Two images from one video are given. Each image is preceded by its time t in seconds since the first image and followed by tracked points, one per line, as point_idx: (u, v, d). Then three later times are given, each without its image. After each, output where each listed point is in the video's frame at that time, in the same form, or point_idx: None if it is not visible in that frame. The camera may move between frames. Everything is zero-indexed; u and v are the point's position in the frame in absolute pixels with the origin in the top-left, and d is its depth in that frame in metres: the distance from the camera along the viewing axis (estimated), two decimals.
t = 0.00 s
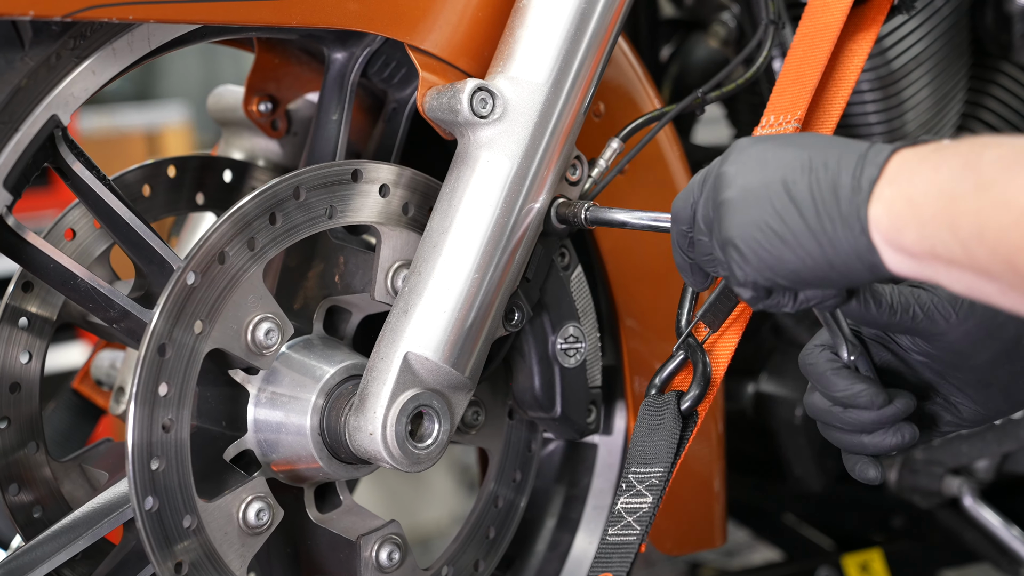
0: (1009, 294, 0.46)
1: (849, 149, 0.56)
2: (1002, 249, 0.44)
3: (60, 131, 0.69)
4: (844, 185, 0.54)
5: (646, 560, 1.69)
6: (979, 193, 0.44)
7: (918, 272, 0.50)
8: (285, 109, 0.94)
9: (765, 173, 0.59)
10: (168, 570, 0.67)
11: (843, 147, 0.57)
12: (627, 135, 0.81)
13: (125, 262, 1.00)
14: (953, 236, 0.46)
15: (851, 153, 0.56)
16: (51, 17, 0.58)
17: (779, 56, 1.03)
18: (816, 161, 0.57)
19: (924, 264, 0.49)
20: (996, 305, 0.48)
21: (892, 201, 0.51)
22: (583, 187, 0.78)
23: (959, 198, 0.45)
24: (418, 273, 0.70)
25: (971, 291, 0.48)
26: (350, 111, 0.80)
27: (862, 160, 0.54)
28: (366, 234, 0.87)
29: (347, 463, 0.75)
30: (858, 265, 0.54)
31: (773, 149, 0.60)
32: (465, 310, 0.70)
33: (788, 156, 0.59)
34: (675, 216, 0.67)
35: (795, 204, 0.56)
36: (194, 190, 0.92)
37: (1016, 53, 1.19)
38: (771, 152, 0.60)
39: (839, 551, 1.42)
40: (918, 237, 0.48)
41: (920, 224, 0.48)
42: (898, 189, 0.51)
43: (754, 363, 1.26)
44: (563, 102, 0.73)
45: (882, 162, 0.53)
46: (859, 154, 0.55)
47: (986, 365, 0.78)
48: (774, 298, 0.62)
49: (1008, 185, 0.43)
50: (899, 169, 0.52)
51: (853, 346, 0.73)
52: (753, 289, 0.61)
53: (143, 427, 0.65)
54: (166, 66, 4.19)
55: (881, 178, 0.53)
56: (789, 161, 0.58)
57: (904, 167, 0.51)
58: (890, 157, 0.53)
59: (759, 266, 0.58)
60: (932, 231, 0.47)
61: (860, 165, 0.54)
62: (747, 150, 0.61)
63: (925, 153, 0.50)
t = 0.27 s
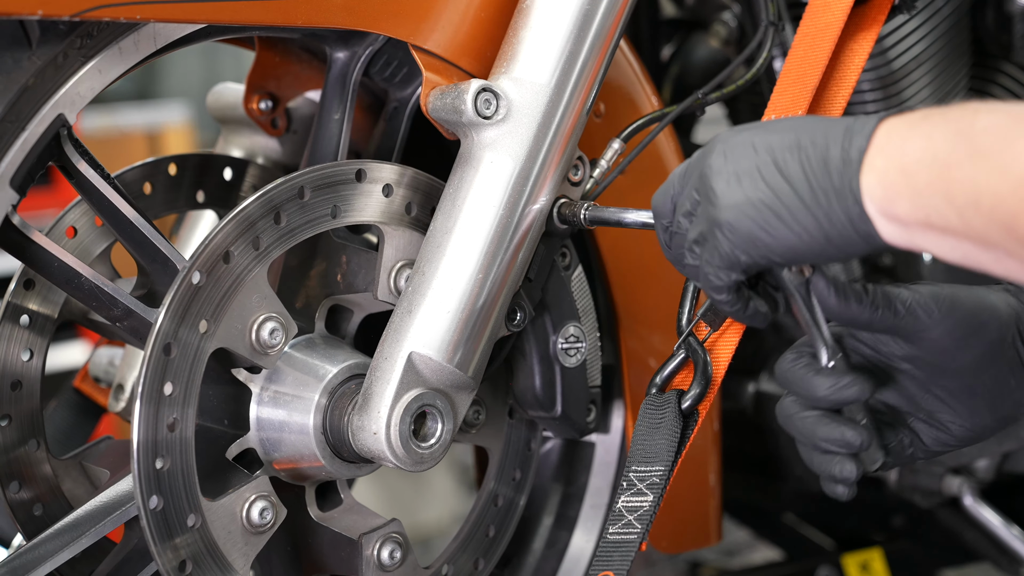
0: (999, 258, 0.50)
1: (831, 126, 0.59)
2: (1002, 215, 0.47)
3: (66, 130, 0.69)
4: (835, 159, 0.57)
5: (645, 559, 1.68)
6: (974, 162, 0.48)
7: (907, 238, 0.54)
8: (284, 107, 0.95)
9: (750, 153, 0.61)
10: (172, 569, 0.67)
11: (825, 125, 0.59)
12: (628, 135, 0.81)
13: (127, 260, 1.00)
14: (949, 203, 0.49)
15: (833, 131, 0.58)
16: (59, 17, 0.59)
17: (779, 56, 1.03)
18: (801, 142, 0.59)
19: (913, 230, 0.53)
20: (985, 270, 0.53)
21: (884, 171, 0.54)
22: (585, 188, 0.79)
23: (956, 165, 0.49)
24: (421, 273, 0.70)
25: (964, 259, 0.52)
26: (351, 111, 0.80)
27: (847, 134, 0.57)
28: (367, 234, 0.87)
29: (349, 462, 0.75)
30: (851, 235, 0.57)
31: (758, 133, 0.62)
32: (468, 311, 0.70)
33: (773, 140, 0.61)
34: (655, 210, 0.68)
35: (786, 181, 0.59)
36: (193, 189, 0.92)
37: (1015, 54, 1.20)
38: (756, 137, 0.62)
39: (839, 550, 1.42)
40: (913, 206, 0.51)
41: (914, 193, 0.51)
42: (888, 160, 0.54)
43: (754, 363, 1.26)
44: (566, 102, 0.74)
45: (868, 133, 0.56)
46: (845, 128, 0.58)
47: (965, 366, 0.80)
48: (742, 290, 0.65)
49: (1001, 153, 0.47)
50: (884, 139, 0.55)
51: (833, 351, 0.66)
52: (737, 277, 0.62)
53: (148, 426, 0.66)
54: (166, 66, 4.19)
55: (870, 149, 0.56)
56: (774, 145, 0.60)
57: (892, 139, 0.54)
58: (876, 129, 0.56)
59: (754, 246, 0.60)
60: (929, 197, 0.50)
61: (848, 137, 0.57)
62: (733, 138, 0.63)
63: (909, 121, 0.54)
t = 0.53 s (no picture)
0: (978, 248, 0.50)
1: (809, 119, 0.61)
2: (982, 207, 0.47)
3: (65, 131, 0.69)
4: (812, 146, 0.59)
5: (645, 560, 1.68)
6: (954, 149, 0.48)
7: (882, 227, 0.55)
8: (286, 109, 0.95)
9: (731, 139, 0.63)
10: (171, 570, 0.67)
11: (804, 118, 0.61)
12: (629, 135, 0.81)
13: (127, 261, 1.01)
14: (927, 191, 0.49)
15: (812, 123, 0.60)
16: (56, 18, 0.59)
17: (779, 56, 1.03)
18: (780, 134, 0.61)
19: (889, 219, 0.53)
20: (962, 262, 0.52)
21: (861, 158, 0.55)
22: (585, 188, 0.79)
23: (933, 153, 0.49)
24: (420, 272, 0.70)
25: (942, 250, 0.52)
26: (351, 112, 0.80)
27: (825, 127, 0.59)
28: (368, 234, 0.87)
29: (349, 462, 0.75)
30: (826, 222, 0.59)
31: (737, 126, 0.64)
32: (467, 311, 0.70)
33: (753, 132, 0.63)
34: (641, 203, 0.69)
35: (765, 166, 0.61)
36: (195, 190, 0.92)
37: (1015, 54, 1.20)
38: (736, 129, 0.64)
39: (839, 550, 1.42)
40: (891, 196, 0.52)
41: (894, 183, 0.51)
42: (868, 151, 0.54)
43: (754, 363, 1.26)
44: (565, 103, 0.74)
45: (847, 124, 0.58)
46: (823, 120, 0.60)
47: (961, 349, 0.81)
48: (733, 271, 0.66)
49: (981, 140, 0.47)
50: (861, 130, 0.56)
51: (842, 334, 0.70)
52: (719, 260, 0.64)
53: (146, 427, 0.66)
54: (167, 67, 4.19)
55: (848, 138, 0.57)
56: (753, 137, 0.62)
57: (870, 128, 0.55)
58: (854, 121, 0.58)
59: (730, 229, 0.62)
60: (908, 187, 0.50)
61: (826, 129, 0.59)
62: (713, 128, 0.65)
63: (887, 114, 0.55)
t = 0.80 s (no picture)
0: (963, 205, 0.51)
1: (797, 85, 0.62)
2: (970, 156, 0.48)
3: (50, 129, 0.68)
4: (801, 103, 0.60)
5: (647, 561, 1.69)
6: (944, 107, 0.49)
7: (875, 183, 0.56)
8: (295, 114, 0.96)
9: (722, 108, 0.65)
10: (161, 568, 0.67)
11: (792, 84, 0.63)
12: (631, 126, 0.82)
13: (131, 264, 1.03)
14: (919, 146, 0.50)
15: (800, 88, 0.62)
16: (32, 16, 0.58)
17: (780, 59, 1.03)
18: (768, 101, 0.63)
19: (881, 178, 0.54)
20: (949, 219, 0.54)
21: (851, 113, 0.56)
22: (581, 182, 0.78)
23: (924, 112, 0.50)
24: (410, 267, 0.70)
25: (933, 207, 0.53)
26: (351, 111, 0.81)
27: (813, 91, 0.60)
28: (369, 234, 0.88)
29: (344, 459, 0.75)
30: (818, 176, 0.59)
31: (725, 99, 0.65)
32: (458, 306, 0.69)
33: (742, 102, 0.64)
34: (630, 187, 0.70)
35: (755, 129, 0.62)
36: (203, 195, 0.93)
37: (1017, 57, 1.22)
38: (726, 101, 0.65)
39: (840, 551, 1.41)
40: (881, 150, 0.53)
41: (883, 137, 0.52)
42: (858, 110, 0.55)
43: (756, 364, 1.26)
44: (557, 97, 0.73)
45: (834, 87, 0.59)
46: (811, 84, 0.61)
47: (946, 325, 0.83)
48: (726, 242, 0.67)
49: (971, 96, 0.48)
50: (849, 92, 0.57)
51: (832, 314, 0.69)
52: (712, 224, 0.65)
53: (131, 425, 0.65)
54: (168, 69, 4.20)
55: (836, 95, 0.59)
56: (742, 106, 0.64)
57: (859, 85, 0.57)
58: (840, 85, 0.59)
59: (722, 190, 0.63)
60: (899, 141, 0.51)
61: (814, 91, 0.60)
62: (703, 102, 0.66)
63: (876, 76, 0.56)
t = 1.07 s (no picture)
0: (965, 240, 0.48)
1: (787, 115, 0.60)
2: (967, 195, 0.45)
3: (46, 129, 0.69)
4: (796, 147, 0.57)
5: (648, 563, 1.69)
6: (935, 139, 0.46)
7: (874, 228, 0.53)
8: (297, 116, 0.96)
9: (710, 140, 0.62)
10: (158, 569, 0.66)
11: (781, 114, 0.60)
12: (631, 126, 0.82)
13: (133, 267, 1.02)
14: (915, 185, 0.47)
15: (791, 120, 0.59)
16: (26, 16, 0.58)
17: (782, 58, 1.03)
18: (759, 135, 0.60)
19: (877, 219, 0.52)
20: (951, 253, 0.50)
21: (847, 157, 0.53)
22: (581, 181, 0.78)
23: (918, 148, 0.47)
24: (408, 268, 0.69)
25: (931, 245, 0.50)
26: (351, 113, 0.81)
27: (806, 123, 0.57)
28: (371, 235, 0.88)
29: (343, 460, 0.75)
30: (816, 224, 0.57)
31: (712, 126, 0.62)
32: (456, 307, 0.69)
33: (729, 134, 0.61)
34: (632, 214, 0.68)
35: (750, 173, 0.59)
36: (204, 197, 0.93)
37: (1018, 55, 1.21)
38: (714, 128, 0.62)
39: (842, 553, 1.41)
40: (879, 192, 0.50)
41: (879, 176, 0.49)
42: (850, 145, 0.53)
43: (758, 364, 1.27)
44: (555, 96, 0.73)
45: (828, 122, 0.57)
46: (803, 115, 0.58)
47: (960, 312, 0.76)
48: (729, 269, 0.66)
49: (963, 129, 0.45)
50: (845, 126, 0.54)
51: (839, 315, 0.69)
52: (712, 263, 0.64)
53: (127, 426, 0.65)
54: (168, 70, 4.21)
55: (831, 137, 0.56)
56: (730, 139, 0.61)
57: (852, 123, 0.54)
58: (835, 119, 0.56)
59: (720, 234, 0.61)
60: (894, 183, 0.48)
61: (806, 126, 0.57)
62: (690, 128, 0.63)
63: (871, 108, 0.53)
